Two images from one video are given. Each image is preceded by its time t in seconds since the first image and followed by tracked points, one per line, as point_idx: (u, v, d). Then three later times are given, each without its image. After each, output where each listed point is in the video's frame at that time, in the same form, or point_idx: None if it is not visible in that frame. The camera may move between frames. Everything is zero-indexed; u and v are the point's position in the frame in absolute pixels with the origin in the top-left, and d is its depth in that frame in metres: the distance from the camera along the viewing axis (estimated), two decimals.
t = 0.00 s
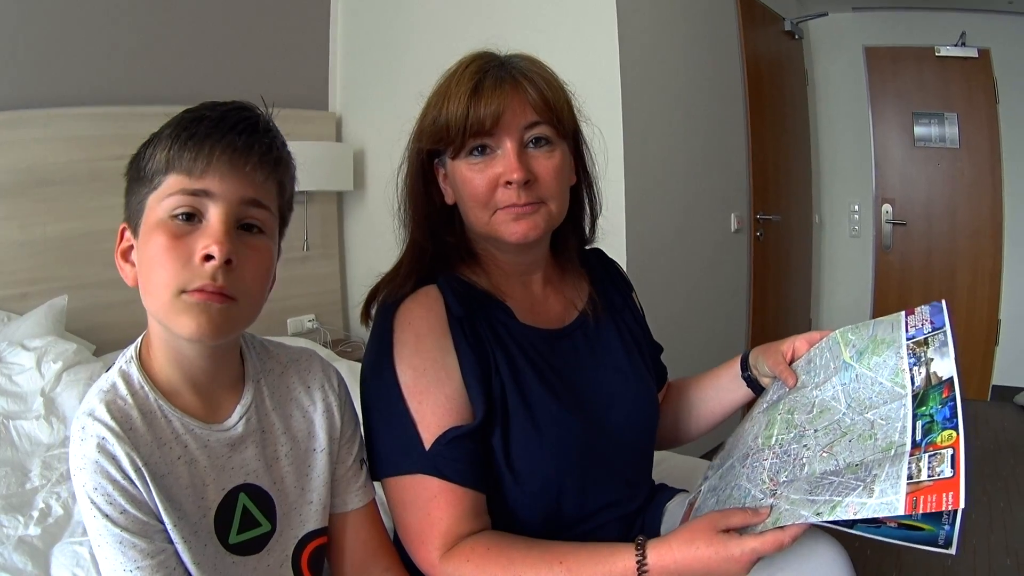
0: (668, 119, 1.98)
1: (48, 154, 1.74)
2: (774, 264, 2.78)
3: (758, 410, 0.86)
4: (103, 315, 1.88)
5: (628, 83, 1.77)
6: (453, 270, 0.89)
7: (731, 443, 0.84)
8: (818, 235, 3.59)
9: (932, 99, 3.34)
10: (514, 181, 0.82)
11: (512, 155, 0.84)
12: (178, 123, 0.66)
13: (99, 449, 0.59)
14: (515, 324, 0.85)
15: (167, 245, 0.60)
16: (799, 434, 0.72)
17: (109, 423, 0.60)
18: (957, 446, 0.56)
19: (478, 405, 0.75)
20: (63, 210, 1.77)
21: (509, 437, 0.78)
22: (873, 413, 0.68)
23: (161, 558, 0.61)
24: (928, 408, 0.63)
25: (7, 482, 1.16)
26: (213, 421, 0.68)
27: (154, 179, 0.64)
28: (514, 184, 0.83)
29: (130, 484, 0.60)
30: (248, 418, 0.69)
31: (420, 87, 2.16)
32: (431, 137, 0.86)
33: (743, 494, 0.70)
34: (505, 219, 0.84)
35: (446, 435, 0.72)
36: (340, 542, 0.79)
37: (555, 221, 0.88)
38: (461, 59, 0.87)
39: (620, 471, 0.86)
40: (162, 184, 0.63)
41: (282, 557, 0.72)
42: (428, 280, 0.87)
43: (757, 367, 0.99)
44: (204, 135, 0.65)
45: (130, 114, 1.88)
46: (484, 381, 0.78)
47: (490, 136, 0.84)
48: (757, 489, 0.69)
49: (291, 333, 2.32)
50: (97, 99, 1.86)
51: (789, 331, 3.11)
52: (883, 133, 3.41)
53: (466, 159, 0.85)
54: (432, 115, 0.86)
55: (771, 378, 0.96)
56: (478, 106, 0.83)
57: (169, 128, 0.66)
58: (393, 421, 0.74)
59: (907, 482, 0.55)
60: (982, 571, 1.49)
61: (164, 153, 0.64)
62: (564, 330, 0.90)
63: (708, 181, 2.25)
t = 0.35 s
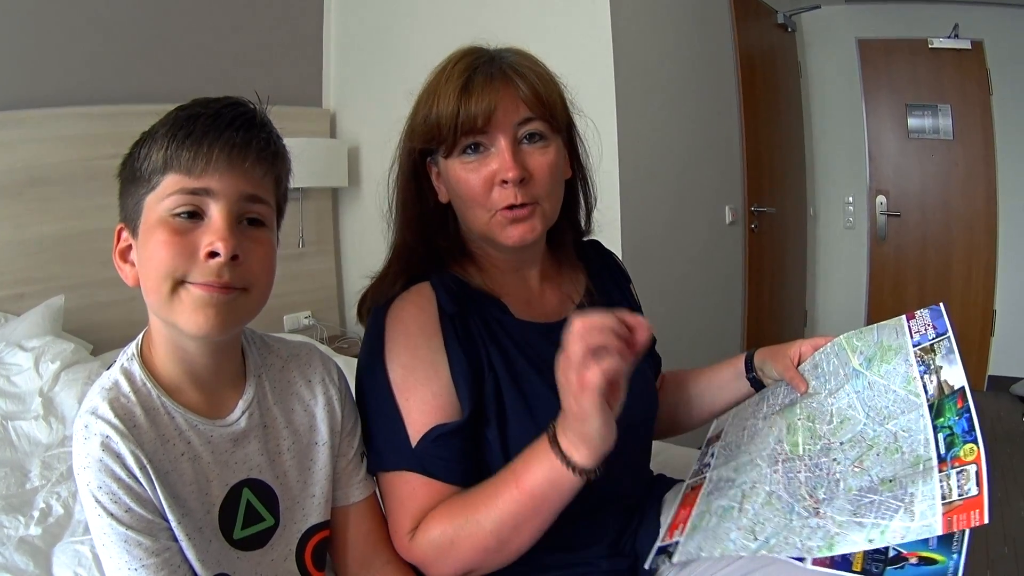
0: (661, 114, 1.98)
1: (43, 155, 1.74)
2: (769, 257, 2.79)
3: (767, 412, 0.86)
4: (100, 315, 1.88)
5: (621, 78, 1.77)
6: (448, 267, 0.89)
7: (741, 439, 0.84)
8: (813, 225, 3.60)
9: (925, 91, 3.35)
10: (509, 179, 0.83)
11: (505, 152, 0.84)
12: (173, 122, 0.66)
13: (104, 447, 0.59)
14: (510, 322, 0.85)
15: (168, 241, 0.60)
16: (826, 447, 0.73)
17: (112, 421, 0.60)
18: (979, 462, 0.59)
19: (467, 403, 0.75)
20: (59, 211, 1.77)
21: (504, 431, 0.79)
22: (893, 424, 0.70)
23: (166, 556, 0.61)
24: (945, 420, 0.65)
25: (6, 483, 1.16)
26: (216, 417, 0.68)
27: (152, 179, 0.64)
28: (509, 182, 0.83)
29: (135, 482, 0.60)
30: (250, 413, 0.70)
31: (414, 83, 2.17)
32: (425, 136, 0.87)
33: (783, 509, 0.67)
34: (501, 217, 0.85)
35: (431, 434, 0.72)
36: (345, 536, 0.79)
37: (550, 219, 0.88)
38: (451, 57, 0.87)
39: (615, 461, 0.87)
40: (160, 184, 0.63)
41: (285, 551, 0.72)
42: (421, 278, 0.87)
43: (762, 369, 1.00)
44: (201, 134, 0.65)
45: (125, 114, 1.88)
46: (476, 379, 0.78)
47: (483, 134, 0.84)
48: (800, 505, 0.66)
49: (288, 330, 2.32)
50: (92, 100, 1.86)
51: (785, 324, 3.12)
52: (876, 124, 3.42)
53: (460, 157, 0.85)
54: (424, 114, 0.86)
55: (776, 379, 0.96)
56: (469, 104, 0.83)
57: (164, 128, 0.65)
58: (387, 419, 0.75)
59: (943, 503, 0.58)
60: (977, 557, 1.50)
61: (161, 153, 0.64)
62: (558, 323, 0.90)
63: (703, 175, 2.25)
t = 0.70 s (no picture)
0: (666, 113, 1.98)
1: (46, 153, 1.74)
2: (774, 258, 2.79)
3: (782, 418, 0.87)
4: (105, 314, 1.88)
5: (627, 77, 1.77)
6: (454, 272, 0.89)
7: (756, 448, 0.85)
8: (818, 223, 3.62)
9: (928, 92, 3.35)
10: (516, 191, 0.82)
11: (511, 163, 0.83)
12: (195, 127, 0.64)
13: (109, 446, 0.59)
14: (516, 326, 0.85)
15: (209, 251, 0.60)
16: (840, 449, 0.73)
17: (118, 420, 0.60)
18: (992, 443, 0.57)
19: (472, 412, 0.75)
20: (62, 209, 1.77)
21: (513, 435, 0.80)
22: (903, 416, 0.69)
23: (172, 554, 0.61)
24: (954, 404, 0.64)
25: (12, 482, 1.16)
26: (222, 415, 0.68)
27: (178, 187, 0.62)
28: (515, 194, 0.83)
29: (141, 480, 0.60)
30: (258, 412, 0.69)
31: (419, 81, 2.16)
32: (426, 142, 0.85)
33: (802, 519, 0.67)
34: (508, 226, 0.85)
35: (439, 441, 0.72)
36: (350, 535, 0.78)
37: (554, 226, 0.89)
38: (455, 61, 0.84)
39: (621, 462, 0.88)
40: (188, 190, 0.62)
41: (293, 549, 0.72)
42: (424, 284, 0.86)
43: (771, 375, 1.00)
44: (229, 143, 0.64)
45: (127, 113, 1.88)
46: (483, 386, 0.78)
47: (488, 144, 0.83)
48: (817, 513, 0.67)
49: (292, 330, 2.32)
50: (95, 99, 1.86)
51: (789, 324, 3.12)
52: (880, 124, 3.42)
53: (465, 165, 0.85)
54: (426, 120, 0.84)
55: (785, 385, 0.97)
56: (474, 113, 0.81)
57: (185, 133, 0.63)
58: (396, 426, 0.76)
59: (956, 490, 0.57)
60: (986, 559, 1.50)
61: (188, 161, 0.62)
62: (566, 326, 0.90)
63: (707, 175, 2.25)
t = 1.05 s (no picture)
0: (670, 111, 1.98)
1: (50, 151, 1.74)
2: (777, 255, 2.79)
3: (786, 413, 0.87)
4: (108, 312, 1.88)
5: (631, 74, 1.78)
6: (459, 268, 0.90)
7: (760, 443, 0.85)
8: (822, 222, 3.62)
9: (930, 90, 3.35)
10: (520, 191, 0.82)
11: (516, 162, 0.83)
12: (241, 142, 0.62)
13: (110, 443, 0.58)
14: (521, 321, 0.85)
15: (265, 270, 0.61)
16: (843, 442, 0.73)
17: (119, 417, 0.59)
18: (994, 432, 0.58)
19: (478, 409, 0.75)
20: (64, 207, 1.77)
21: (518, 431, 0.80)
22: (906, 408, 0.70)
23: (174, 548, 0.61)
24: (956, 395, 0.65)
25: (15, 480, 1.16)
26: (223, 410, 0.67)
27: (231, 204, 0.61)
28: (520, 193, 0.83)
29: (142, 476, 0.59)
30: (258, 407, 0.69)
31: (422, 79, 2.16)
32: (430, 139, 0.85)
33: (805, 513, 0.67)
34: (513, 224, 0.85)
35: (446, 438, 0.72)
36: (352, 531, 0.79)
37: (561, 224, 0.89)
38: (462, 59, 0.83)
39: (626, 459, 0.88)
40: (240, 208, 0.61)
41: (296, 544, 0.72)
42: (432, 280, 0.86)
43: (775, 371, 1.00)
44: (277, 161, 0.63)
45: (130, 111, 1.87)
46: (489, 382, 0.78)
47: (493, 143, 0.83)
48: (821, 507, 0.67)
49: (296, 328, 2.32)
50: (97, 97, 1.86)
51: (792, 322, 3.12)
52: (882, 122, 3.42)
53: (470, 164, 0.84)
54: (431, 117, 0.84)
55: (790, 381, 0.97)
56: (479, 112, 0.81)
57: (233, 147, 0.62)
58: (402, 423, 0.76)
59: (961, 481, 0.57)
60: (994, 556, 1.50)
61: (242, 179, 0.61)
62: (570, 323, 0.90)
63: (710, 173, 2.25)
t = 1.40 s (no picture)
0: (673, 111, 1.98)
1: (54, 153, 1.74)
2: (781, 256, 2.79)
3: (792, 414, 0.87)
4: (113, 313, 1.88)
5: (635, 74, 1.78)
6: (466, 270, 0.90)
7: (766, 445, 0.85)
8: (826, 223, 3.63)
9: (934, 89, 3.34)
10: (527, 194, 0.83)
11: (523, 166, 0.83)
12: (254, 145, 0.62)
13: (121, 447, 0.58)
14: (528, 323, 0.85)
15: (277, 273, 0.61)
16: (847, 441, 0.73)
17: (129, 421, 0.59)
18: (995, 423, 0.57)
19: (487, 409, 0.75)
20: (68, 209, 1.77)
21: (525, 433, 0.80)
22: (908, 404, 0.70)
23: (184, 552, 0.61)
24: (956, 389, 0.65)
25: (20, 482, 1.16)
26: (232, 414, 0.67)
27: (243, 208, 0.61)
28: (527, 197, 0.83)
29: (153, 479, 0.59)
30: (268, 411, 0.69)
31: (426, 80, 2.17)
32: (437, 143, 0.85)
33: (810, 513, 0.67)
34: (520, 227, 0.86)
35: (456, 438, 0.72)
36: (360, 531, 0.79)
37: (567, 226, 0.89)
38: (469, 63, 0.84)
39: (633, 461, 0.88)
40: (253, 212, 0.61)
41: (304, 547, 0.72)
42: (439, 281, 0.86)
43: (779, 375, 1.00)
44: (290, 164, 0.63)
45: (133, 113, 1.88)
46: (496, 383, 0.78)
47: (500, 146, 0.83)
48: (826, 506, 0.67)
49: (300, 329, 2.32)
50: (100, 98, 1.86)
51: (796, 322, 3.12)
52: (886, 122, 3.42)
53: (478, 168, 0.85)
54: (438, 121, 0.84)
55: (795, 385, 0.97)
56: (486, 116, 0.81)
57: (247, 151, 0.62)
58: (411, 423, 0.76)
59: (962, 474, 0.57)
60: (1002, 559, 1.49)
61: (255, 183, 0.61)
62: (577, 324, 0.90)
63: (714, 174, 2.25)
